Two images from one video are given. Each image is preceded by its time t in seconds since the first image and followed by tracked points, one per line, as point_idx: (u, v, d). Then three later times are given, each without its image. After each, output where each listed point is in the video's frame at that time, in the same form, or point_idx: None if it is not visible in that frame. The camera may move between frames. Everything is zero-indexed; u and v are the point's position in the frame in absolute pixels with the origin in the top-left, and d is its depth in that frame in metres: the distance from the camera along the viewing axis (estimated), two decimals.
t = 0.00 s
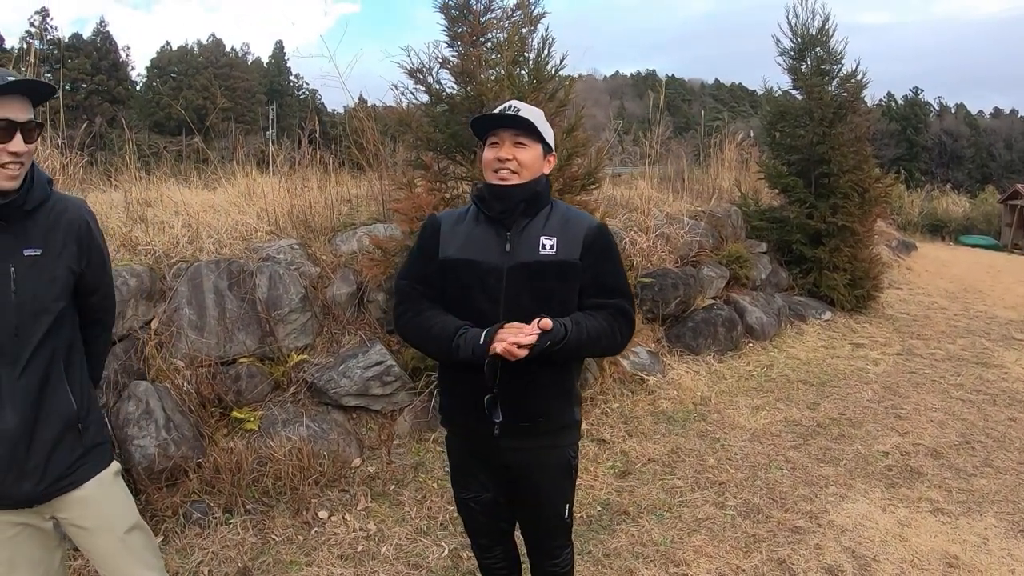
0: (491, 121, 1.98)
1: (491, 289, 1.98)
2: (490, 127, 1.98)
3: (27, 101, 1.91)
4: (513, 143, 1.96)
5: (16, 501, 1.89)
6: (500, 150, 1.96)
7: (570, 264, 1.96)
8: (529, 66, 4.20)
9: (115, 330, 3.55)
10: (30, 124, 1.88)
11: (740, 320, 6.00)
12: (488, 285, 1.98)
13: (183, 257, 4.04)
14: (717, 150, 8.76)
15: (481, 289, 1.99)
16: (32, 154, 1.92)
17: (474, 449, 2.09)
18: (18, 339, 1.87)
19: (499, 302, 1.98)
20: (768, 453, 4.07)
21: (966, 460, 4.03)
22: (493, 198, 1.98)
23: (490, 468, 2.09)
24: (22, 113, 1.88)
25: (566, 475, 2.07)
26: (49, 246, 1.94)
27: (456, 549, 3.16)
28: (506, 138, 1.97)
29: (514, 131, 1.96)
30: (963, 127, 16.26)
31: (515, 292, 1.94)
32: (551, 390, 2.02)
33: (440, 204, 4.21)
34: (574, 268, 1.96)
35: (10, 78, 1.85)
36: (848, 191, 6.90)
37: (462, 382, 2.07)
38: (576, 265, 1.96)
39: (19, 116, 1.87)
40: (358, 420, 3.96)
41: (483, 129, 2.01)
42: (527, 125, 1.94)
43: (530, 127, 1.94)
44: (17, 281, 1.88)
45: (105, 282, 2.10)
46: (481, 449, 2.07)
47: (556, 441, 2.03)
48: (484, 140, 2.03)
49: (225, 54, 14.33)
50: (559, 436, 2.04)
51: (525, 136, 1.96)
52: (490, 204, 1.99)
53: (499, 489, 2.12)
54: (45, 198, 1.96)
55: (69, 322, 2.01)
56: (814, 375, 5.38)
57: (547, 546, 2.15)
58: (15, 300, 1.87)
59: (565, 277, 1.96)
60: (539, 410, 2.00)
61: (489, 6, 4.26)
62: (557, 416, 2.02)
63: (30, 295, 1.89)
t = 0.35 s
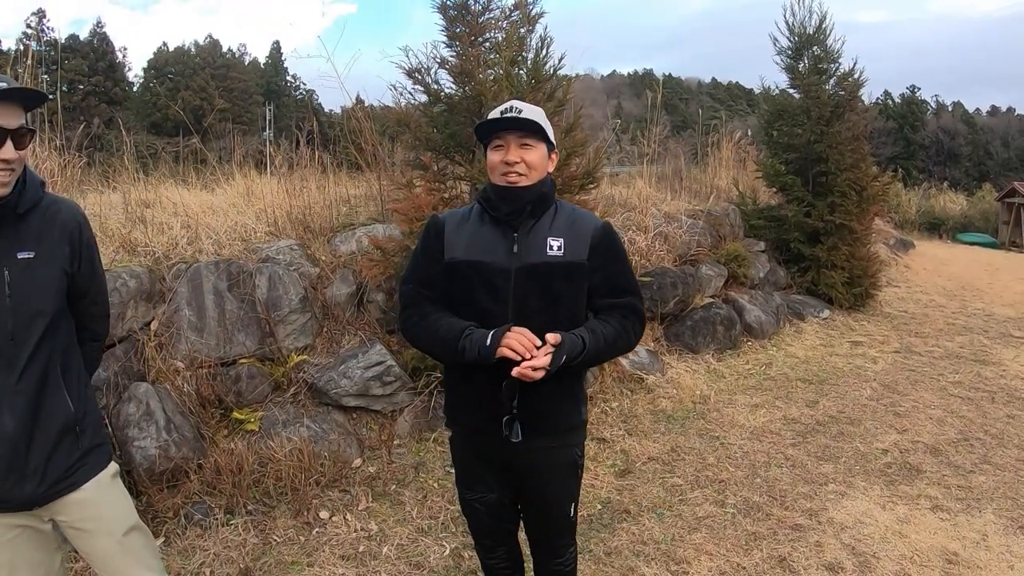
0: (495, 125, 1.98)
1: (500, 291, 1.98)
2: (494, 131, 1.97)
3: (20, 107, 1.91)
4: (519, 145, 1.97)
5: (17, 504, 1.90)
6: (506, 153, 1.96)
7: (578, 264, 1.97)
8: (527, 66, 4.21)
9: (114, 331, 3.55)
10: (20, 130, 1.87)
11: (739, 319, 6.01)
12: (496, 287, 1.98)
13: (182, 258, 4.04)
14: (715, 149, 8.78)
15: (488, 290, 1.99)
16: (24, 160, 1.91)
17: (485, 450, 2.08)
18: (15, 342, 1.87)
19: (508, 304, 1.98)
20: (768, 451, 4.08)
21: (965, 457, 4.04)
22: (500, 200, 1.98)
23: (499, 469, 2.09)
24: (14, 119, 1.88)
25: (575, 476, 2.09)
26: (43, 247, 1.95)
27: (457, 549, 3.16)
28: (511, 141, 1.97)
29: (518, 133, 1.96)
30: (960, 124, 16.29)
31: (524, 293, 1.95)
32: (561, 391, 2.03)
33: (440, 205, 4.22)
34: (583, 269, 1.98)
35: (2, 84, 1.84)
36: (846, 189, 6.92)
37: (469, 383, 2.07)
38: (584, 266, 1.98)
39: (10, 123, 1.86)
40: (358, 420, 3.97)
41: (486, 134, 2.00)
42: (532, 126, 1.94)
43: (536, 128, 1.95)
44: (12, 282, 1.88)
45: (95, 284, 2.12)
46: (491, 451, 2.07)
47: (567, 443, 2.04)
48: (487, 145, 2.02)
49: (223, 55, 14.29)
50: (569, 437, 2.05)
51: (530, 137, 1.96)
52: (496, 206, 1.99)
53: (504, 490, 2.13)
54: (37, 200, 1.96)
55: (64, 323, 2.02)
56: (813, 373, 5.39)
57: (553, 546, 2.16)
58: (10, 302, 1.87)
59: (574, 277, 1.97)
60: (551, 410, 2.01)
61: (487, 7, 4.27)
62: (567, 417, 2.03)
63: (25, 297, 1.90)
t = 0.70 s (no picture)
0: (493, 123, 1.97)
1: (516, 288, 1.97)
2: (492, 130, 1.97)
3: (16, 101, 1.88)
4: (520, 141, 1.97)
5: (18, 503, 1.89)
6: (509, 150, 1.96)
7: (591, 255, 1.98)
8: (529, 63, 4.21)
9: (114, 329, 3.54)
10: (16, 124, 1.86)
11: (739, 317, 6.01)
12: (510, 284, 1.97)
13: (182, 256, 4.04)
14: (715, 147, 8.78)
15: (503, 289, 1.97)
16: (19, 155, 1.89)
17: (506, 451, 2.04)
18: (14, 340, 1.86)
19: (524, 301, 1.97)
20: (769, 448, 4.09)
21: (966, 454, 4.05)
22: (506, 198, 1.97)
23: (518, 468, 2.07)
24: (10, 113, 1.86)
25: (591, 473, 2.10)
26: (40, 244, 1.94)
27: (459, 546, 3.17)
28: (511, 138, 1.97)
29: (518, 129, 1.96)
30: (960, 122, 16.31)
31: (542, 289, 1.94)
32: (582, 385, 2.03)
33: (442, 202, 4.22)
34: (596, 260, 1.99)
35: None
36: (846, 187, 6.92)
37: (486, 384, 2.04)
38: (597, 257, 1.99)
39: (5, 116, 1.84)
40: (359, 417, 3.98)
41: (483, 133, 2.00)
42: (531, 119, 1.95)
43: (535, 122, 1.95)
44: (11, 280, 1.88)
45: (93, 282, 2.12)
46: (513, 451, 2.04)
47: (587, 439, 2.05)
48: (486, 145, 2.02)
49: (222, 52, 14.27)
50: (589, 432, 2.06)
51: (530, 132, 1.97)
52: (503, 204, 1.98)
53: (520, 490, 2.11)
54: (34, 196, 1.96)
55: (62, 321, 2.01)
56: (814, 371, 5.40)
57: (563, 545, 2.16)
58: (9, 300, 1.87)
59: (589, 268, 1.98)
60: (573, 406, 2.01)
61: (488, 4, 4.26)
62: (589, 412, 2.04)
63: (23, 295, 1.89)
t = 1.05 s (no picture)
0: (501, 123, 1.96)
1: (535, 287, 1.96)
2: (502, 130, 1.96)
3: (15, 93, 1.88)
4: (530, 140, 1.96)
5: (23, 503, 1.89)
6: (519, 149, 1.95)
7: (609, 252, 2.00)
8: (533, 60, 4.20)
9: (118, 325, 3.55)
10: (15, 116, 1.85)
11: (743, 314, 6.01)
12: (528, 284, 1.96)
13: (186, 252, 4.03)
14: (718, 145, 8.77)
15: (521, 288, 1.96)
16: (19, 148, 1.89)
17: (526, 453, 2.03)
18: (19, 338, 1.86)
19: (542, 300, 1.97)
20: (772, 446, 4.09)
21: (969, 454, 4.04)
22: (519, 197, 1.98)
23: (537, 469, 2.06)
24: (10, 105, 1.85)
25: (608, 474, 2.10)
26: (46, 241, 1.94)
27: (463, 544, 3.17)
28: (521, 137, 1.96)
29: (527, 128, 1.95)
30: (963, 121, 16.27)
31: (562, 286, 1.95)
32: (604, 382, 2.04)
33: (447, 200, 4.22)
34: (614, 256, 2.01)
35: None
36: (850, 185, 6.92)
37: (504, 386, 2.03)
38: (614, 253, 2.00)
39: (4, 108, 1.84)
40: (363, 414, 3.98)
41: (492, 133, 1.99)
42: (541, 117, 1.94)
43: (545, 120, 1.95)
44: (16, 277, 1.87)
45: (97, 279, 2.12)
46: (533, 452, 2.03)
47: (607, 440, 2.06)
48: (494, 144, 2.01)
49: (224, 49, 14.25)
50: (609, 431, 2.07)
51: (540, 130, 1.96)
52: (517, 203, 1.98)
53: (535, 490, 2.11)
54: (40, 193, 1.96)
55: (67, 319, 2.01)
56: (817, 369, 5.40)
57: (574, 546, 2.17)
58: (14, 296, 1.86)
59: (607, 265, 2.00)
60: (591, 408, 2.01)
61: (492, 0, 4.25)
62: (610, 411, 2.05)
63: (28, 293, 1.89)
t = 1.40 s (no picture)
0: (514, 123, 1.96)
1: (551, 287, 1.96)
2: (513, 130, 1.96)
3: (19, 85, 1.88)
4: (543, 140, 1.96)
5: (28, 499, 1.90)
6: (531, 150, 1.95)
7: (625, 253, 2.00)
8: (541, 59, 4.20)
9: (124, 322, 3.55)
10: (19, 108, 1.86)
11: (749, 314, 6.00)
12: (543, 283, 1.96)
13: (192, 249, 4.04)
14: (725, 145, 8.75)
15: (536, 288, 1.97)
16: (24, 140, 1.89)
17: (538, 455, 2.02)
18: (24, 333, 1.86)
19: (557, 300, 1.97)
20: (779, 447, 4.08)
21: (976, 455, 4.03)
22: (534, 196, 1.97)
23: (549, 472, 2.05)
24: (14, 97, 1.86)
25: (619, 477, 2.10)
26: (51, 236, 1.95)
27: (469, 542, 3.17)
28: (534, 137, 1.96)
29: (539, 128, 1.95)
30: (970, 121, 16.22)
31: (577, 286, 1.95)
32: (618, 383, 2.04)
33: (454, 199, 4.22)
34: (630, 257, 2.01)
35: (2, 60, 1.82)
36: (857, 186, 6.90)
37: (518, 387, 2.03)
38: (630, 254, 2.00)
39: (7, 100, 1.84)
40: (369, 412, 3.98)
41: (504, 133, 1.99)
42: (555, 119, 1.93)
43: (558, 121, 1.94)
44: (21, 272, 1.88)
45: (103, 275, 2.12)
46: (546, 455, 2.02)
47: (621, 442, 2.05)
48: (507, 144, 2.01)
49: (231, 47, 14.27)
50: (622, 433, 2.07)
51: (553, 130, 1.95)
52: (531, 202, 1.98)
53: (545, 493, 2.10)
54: (45, 188, 1.96)
55: (73, 314, 2.02)
56: (823, 369, 5.39)
57: (583, 547, 2.17)
58: (20, 291, 1.87)
59: (623, 266, 2.00)
60: (606, 411, 2.00)
61: None
62: (624, 414, 2.04)
63: (34, 288, 1.89)
